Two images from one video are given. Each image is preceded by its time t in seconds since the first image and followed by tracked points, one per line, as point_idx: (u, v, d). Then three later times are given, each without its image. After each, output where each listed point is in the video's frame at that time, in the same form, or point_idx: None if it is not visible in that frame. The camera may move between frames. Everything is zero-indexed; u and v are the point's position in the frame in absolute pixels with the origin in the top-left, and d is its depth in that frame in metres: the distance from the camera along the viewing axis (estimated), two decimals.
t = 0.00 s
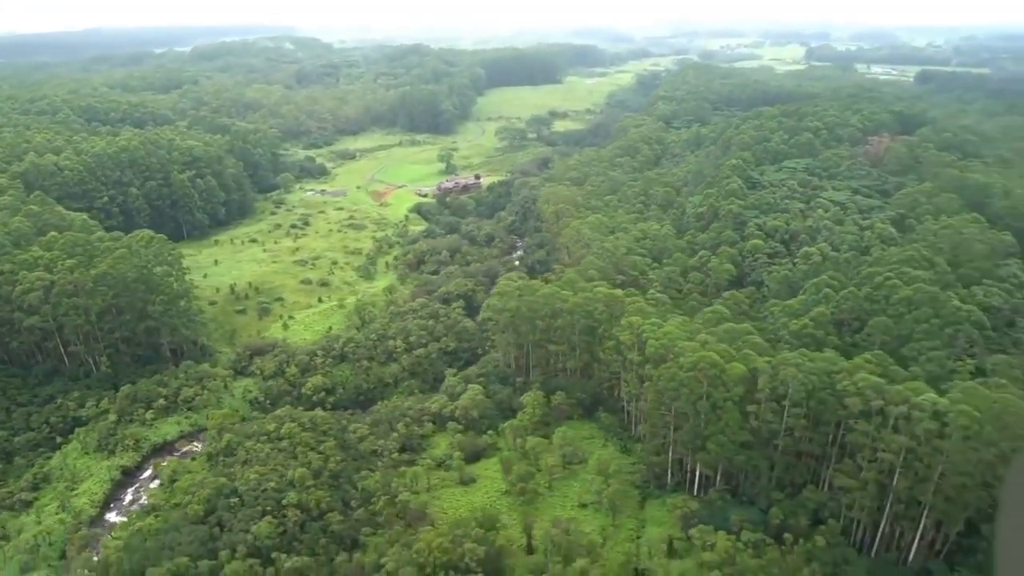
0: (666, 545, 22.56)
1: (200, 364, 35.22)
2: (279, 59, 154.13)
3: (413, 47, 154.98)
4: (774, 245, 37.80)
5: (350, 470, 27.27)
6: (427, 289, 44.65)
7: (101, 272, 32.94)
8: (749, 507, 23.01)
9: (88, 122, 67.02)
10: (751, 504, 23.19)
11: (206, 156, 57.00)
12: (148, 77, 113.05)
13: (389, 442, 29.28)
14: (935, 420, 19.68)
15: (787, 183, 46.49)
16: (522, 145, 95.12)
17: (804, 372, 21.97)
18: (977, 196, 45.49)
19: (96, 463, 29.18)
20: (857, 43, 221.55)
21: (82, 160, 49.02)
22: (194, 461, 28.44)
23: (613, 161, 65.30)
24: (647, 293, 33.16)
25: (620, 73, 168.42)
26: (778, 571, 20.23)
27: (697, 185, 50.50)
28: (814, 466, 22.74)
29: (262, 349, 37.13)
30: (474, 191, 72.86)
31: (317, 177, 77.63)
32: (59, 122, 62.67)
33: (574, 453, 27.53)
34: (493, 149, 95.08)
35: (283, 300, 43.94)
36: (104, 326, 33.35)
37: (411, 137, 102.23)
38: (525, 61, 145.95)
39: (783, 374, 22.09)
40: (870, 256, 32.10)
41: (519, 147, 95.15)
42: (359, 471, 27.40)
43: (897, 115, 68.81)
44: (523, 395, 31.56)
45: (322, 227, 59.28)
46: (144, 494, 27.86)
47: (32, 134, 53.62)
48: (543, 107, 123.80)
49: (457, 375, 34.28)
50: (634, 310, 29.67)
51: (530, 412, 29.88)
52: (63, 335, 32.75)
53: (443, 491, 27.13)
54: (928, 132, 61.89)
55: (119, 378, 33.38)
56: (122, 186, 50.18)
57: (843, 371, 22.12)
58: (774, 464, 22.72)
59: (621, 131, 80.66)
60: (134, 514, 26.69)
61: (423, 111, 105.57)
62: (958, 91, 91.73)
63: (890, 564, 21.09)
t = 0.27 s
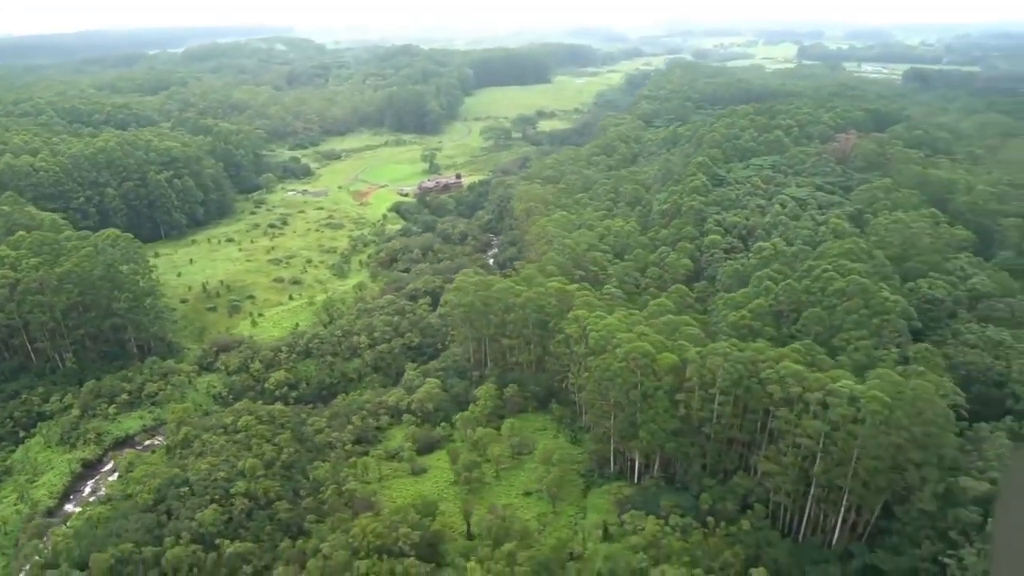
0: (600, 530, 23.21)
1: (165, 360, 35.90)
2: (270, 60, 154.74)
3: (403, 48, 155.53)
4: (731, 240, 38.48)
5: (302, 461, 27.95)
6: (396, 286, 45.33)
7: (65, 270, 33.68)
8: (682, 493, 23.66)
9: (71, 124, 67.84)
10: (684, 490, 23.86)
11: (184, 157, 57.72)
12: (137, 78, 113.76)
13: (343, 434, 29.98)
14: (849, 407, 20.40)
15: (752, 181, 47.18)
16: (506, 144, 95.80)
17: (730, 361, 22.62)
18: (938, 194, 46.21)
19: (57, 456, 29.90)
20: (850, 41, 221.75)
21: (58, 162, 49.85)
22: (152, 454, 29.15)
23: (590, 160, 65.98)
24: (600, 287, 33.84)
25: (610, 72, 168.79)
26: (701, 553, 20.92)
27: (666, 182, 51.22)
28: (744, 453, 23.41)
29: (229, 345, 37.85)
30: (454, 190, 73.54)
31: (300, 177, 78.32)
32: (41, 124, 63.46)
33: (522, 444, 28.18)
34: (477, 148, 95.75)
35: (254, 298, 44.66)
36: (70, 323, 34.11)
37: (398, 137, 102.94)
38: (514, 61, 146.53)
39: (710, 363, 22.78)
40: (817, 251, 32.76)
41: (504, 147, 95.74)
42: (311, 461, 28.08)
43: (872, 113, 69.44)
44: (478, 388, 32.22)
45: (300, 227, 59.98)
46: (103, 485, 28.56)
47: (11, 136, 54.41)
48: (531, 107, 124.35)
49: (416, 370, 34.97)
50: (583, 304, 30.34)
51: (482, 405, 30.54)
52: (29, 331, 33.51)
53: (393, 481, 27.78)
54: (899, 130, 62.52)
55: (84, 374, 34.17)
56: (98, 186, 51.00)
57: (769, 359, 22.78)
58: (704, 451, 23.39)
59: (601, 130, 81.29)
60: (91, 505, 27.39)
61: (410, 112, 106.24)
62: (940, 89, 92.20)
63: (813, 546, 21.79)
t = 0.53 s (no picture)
0: (539, 514, 23.88)
1: (136, 350, 36.73)
2: (268, 57, 155.42)
3: (399, 45, 156.00)
4: (694, 235, 39.01)
5: (260, 447, 28.67)
6: (370, 280, 45.99)
7: (37, 261, 34.60)
8: (620, 480, 24.29)
9: (60, 120, 68.83)
10: (623, 476, 24.52)
11: (168, 152, 58.70)
12: (133, 74, 114.64)
13: (303, 422, 30.69)
14: (771, 395, 21.01)
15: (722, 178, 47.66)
16: (496, 141, 96.28)
17: (663, 350, 23.25)
18: (907, 192, 46.62)
19: (24, 441, 30.76)
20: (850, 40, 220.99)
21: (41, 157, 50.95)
22: (116, 440, 29.95)
23: (573, 156, 66.50)
24: (559, 281, 34.43)
25: (607, 70, 168.80)
26: (630, 537, 21.60)
27: (641, 178, 51.74)
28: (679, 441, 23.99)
29: (200, 335, 38.62)
30: (440, 186, 74.12)
31: (288, 172, 79.01)
32: (30, 118, 64.46)
33: (474, 433, 28.82)
34: (468, 145, 96.25)
35: (230, 291, 45.42)
36: (41, 313, 35.04)
37: (390, 133, 103.54)
38: (510, 59, 146.82)
39: (644, 353, 23.39)
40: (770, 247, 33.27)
41: (494, 144, 96.21)
42: (268, 448, 28.80)
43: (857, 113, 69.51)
44: (437, 379, 32.87)
45: (283, 222, 60.73)
46: (67, 469, 29.38)
47: None
48: (525, 104, 124.69)
49: (381, 361, 35.64)
50: (537, 296, 30.92)
51: (439, 395, 31.19)
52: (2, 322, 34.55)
53: (347, 468, 28.46)
54: (879, 128, 62.81)
55: (56, 363, 35.17)
56: (81, 181, 52.05)
57: (701, 349, 23.32)
58: (641, 438, 24.03)
59: (588, 128, 81.73)
60: (53, 488, 28.23)
61: (402, 108, 106.80)
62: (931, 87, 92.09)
63: (743, 531, 22.46)
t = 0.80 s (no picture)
0: (485, 491, 24.68)
1: (115, 331, 37.79)
2: (272, 46, 156.04)
3: (402, 35, 156.10)
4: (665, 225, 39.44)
5: (226, 425, 29.53)
6: (350, 265, 46.72)
7: (18, 242, 35.75)
8: (566, 460, 24.96)
9: (58, 106, 69.95)
10: (569, 456, 25.28)
11: (159, 138, 59.93)
12: (135, 62, 115.65)
13: (270, 402, 31.53)
14: (703, 377, 21.66)
15: (700, 169, 47.92)
16: (493, 131, 96.48)
17: (605, 334, 23.83)
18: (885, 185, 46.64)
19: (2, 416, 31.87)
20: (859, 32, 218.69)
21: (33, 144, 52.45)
22: (88, 416, 30.95)
23: (561, 147, 66.83)
24: (525, 268, 35.01)
25: (611, 61, 168.08)
26: (567, 513, 22.32)
27: (623, 168, 52.09)
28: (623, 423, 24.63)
29: (180, 317, 39.55)
30: (432, 175, 74.53)
31: (283, 160, 79.45)
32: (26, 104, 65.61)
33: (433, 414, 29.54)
34: (464, 136, 96.52)
35: (213, 275, 46.32)
36: (22, 293, 36.24)
37: (388, 123, 103.97)
38: (512, 49, 146.56)
39: (588, 336, 23.99)
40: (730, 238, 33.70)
41: (491, 134, 96.44)
42: (234, 425, 29.68)
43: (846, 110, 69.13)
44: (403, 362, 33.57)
45: (272, 208, 61.60)
46: (41, 442, 30.41)
47: None
48: (525, 94, 124.59)
49: (351, 344, 36.39)
50: (499, 282, 31.55)
51: (404, 377, 31.93)
52: None
53: (310, 447, 29.27)
54: (868, 121, 62.65)
55: (36, 342, 36.60)
56: (71, 166, 53.42)
57: (642, 334, 23.92)
58: (585, 419, 24.76)
59: (582, 119, 81.87)
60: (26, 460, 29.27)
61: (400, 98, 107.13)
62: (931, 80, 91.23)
63: (681, 510, 23.13)
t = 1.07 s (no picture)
0: (428, 479, 25.41)
1: (84, 325, 38.57)
2: (265, 47, 156.54)
3: (395, 36, 156.51)
4: (627, 224, 39.96)
5: (184, 416, 30.21)
6: (321, 263, 47.31)
7: None
8: (507, 451, 25.66)
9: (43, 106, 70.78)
10: (510, 447, 26.01)
11: (139, 137, 60.58)
12: (127, 62, 116.32)
13: (230, 395, 32.20)
14: (629, 368, 22.40)
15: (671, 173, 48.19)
16: (479, 132, 96.73)
17: (542, 328, 24.65)
18: (850, 186, 47.12)
19: None
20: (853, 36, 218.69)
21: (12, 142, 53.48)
22: (51, 407, 31.64)
23: (541, 148, 67.34)
24: (484, 266, 35.64)
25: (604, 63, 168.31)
26: (500, 501, 23.06)
27: (594, 169, 52.60)
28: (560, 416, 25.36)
29: (150, 313, 40.25)
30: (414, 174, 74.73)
31: (268, 160, 79.44)
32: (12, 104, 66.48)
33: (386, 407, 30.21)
34: (451, 137, 96.80)
35: (186, 272, 47.01)
36: None
37: (376, 123, 104.44)
38: (504, 51, 146.64)
39: (525, 330, 24.80)
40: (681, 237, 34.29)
41: (477, 135, 96.65)
42: (192, 417, 30.35)
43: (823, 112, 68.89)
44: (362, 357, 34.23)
45: (252, 207, 62.26)
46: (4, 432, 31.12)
47: None
48: (515, 95, 124.69)
49: (315, 340, 37.03)
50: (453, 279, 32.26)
51: (361, 372, 32.63)
52: None
53: (267, 438, 29.95)
54: (843, 122, 63.02)
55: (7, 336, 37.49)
56: (50, 163, 54.47)
57: (576, 328, 24.73)
58: (525, 410, 25.49)
59: (565, 120, 82.24)
60: None
61: (389, 99, 107.46)
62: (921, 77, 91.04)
63: (615, 500, 23.82)
